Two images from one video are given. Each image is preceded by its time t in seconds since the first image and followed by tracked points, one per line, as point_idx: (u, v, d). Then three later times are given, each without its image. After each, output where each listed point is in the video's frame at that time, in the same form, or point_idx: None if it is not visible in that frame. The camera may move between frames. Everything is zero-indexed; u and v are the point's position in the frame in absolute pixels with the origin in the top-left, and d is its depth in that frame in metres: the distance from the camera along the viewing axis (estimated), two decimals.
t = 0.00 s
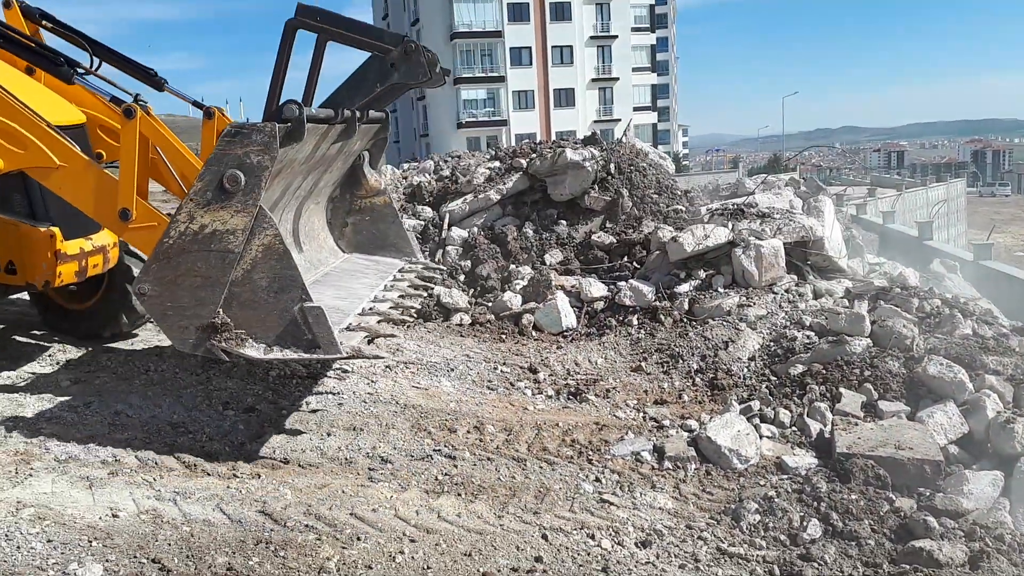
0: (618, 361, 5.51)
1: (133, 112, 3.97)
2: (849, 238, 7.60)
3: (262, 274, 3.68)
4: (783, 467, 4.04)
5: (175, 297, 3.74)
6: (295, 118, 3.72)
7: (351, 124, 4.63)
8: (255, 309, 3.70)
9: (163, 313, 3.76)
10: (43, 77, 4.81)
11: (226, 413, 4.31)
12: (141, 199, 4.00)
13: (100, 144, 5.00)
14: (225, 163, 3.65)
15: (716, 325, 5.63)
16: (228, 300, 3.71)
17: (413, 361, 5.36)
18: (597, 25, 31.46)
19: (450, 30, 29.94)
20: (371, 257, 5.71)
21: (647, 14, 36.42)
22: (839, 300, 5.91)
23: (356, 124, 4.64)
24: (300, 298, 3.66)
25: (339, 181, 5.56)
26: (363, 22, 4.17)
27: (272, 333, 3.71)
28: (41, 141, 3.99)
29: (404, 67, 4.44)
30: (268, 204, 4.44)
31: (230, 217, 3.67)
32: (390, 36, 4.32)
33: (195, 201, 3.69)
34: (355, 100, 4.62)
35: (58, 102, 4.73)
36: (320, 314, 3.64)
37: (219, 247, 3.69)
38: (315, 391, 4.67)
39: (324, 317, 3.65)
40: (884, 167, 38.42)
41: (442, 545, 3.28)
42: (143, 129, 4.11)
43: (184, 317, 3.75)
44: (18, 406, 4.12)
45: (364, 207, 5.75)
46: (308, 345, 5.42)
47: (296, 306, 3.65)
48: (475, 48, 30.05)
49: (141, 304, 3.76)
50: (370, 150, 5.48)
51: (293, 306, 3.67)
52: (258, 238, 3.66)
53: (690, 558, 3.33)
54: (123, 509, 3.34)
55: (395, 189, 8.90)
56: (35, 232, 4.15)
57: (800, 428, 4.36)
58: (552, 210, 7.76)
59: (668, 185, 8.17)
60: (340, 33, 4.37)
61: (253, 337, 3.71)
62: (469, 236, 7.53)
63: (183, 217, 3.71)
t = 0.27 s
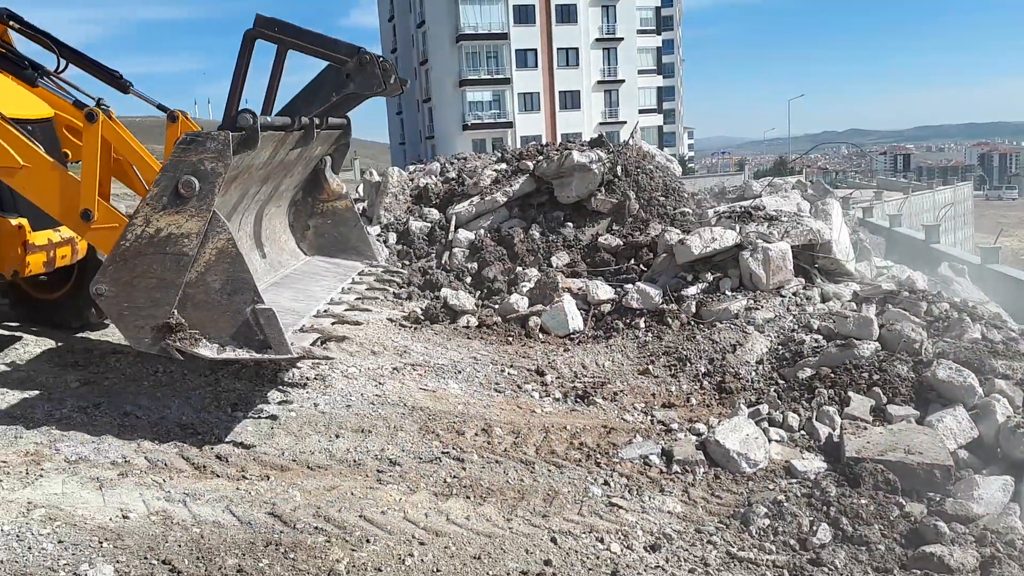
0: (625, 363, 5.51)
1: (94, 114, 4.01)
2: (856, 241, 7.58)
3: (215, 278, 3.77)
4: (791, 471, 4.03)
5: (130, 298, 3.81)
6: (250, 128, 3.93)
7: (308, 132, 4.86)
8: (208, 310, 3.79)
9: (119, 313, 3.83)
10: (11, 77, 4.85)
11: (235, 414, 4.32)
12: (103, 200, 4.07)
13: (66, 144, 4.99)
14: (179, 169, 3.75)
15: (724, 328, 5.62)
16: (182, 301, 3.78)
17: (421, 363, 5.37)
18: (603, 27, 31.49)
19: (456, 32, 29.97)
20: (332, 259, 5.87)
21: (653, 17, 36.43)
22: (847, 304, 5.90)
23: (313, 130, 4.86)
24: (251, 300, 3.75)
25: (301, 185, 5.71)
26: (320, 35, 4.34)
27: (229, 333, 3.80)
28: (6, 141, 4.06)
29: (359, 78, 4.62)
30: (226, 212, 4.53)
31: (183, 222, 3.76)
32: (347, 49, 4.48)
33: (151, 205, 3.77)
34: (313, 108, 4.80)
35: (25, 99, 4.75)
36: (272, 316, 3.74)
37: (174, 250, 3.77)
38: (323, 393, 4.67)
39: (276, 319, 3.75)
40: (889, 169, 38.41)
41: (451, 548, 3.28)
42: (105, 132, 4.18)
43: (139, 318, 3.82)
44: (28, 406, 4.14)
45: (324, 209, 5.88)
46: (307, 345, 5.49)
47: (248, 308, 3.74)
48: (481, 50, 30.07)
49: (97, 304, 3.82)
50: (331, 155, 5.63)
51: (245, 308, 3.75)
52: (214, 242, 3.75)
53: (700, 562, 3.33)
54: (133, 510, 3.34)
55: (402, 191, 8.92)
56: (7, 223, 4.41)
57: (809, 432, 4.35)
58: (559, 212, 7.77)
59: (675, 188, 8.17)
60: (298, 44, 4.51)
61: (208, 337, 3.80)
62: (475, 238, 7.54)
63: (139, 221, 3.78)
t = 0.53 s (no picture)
0: (639, 367, 5.50)
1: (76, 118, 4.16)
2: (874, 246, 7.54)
3: (187, 275, 3.89)
4: (807, 477, 4.01)
5: (105, 294, 3.93)
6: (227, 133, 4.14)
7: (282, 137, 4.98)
8: (180, 307, 3.90)
9: (94, 307, 3.95)
10: None
11: (252, 413, 4.34)
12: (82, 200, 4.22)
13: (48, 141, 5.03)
14: (155, 171, 3.86)
15: (738, 332, 5.60)
16: (155, 297, 3.90)
17: (436, 364, 5.39)
18: (617, 29, 31.46)
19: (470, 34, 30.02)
20: (303, 262, 5.88)
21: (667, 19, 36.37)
22: (863, 309, 5.87)
23: (286, 136, 5.03)
24: (221, 297, 3.86)
25: (275, 190, 5.73)
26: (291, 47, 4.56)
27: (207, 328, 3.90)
28: None
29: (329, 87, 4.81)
30: (199, 213, 4.70)
31: (158, 222, 3.87)
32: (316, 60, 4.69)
33: (125, 205, 3.88)
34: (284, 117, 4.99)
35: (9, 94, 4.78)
36: (241, 314, 3.84)
37: (147, 248, 3.88)
38: (338, 393, 4.69)
39: (244, 316, 3.84)
40: (904, 173, 38.14)
41: (466, 549, 3.29)
42: (86, 135, 4.32)
43: (113, 312, 3.94)
44: (47, 404, 4.17)
45: (298, 213, 5.89)
46: (321, 344, 5.54)
47: (218, 305, 3.86)
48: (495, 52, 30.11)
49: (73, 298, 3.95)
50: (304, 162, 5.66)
51: (214, 305, 3.87)
52: (189, 242, 3.86)
53: (715, 566, 3.32)
54: (151, 507, 3.37)
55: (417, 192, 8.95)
56: None
57: (824, 438, 4.34)
58: (573, 214, 7.78)
59: (690, 191, 8.15)
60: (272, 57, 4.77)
61: (182, 333, 3.92)
62: (489, 240, 7.55)
63: (115, 220, 3.88)
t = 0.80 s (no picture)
0: (653, 371, 5.48)
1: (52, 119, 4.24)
2: (890, 252, 7.49)
3: (155, 272, 3.96)
4: (822, 483, 3.99)
5: (76, 289, 3.97)
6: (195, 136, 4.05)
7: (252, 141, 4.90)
8: (148, 304, 3.98)
9: (63, 303, 3.99)
10: None
11: (266, 414, 4.35)
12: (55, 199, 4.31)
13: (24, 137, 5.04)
14: (125, 173, 3.93)
15: (753, 337, 5.58)
16: (124, 295, 3.97)
17: (450, 366, 5.39)
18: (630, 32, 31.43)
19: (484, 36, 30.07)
20: (274, 262, 5.86)
21: (681, 22, 36.29)
22: (879, 315, 5.83)
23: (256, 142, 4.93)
24: (187, 295, 3.96)
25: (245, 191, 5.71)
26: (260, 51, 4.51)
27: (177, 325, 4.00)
28: None
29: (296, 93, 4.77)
30: (169, 215, 4.68)
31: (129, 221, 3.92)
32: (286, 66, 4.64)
33: (96, 205, 3.93)
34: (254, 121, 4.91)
35: None
36: (205, 311, 3.94)
37: (115, 247, 3.93)
38: (352, 395, 4.71)
39: (208, 312, 3.94)
40: (917, 178, 37.90)
41: (481, 552, 3.29)
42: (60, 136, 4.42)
43: (82, 308, 3.99)
44: (65, 403, 4.20)
45: (268, 214, 5.86)
46: (336, 346, 5.56)
47: (184, 303, 3.96)
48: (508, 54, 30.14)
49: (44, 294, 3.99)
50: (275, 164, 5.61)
51: (181, 303, 3.97)
52: (155, 242, 3.93)
53: (730, 573, 3.30)
54: (168, 507, 3.38)
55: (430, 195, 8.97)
56: None
57: (840, 445, 4.31)
58: (587, 218, 7.78)
59: (705, 195, 8.13)
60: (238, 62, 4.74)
61: (148, 328, 4.00)
62: (502, 242, 7.55)
63: (84, 220, 3.93)
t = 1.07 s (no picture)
0: (662, 371, 5.49)
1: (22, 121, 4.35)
2: (900, 252, 7.48)
3: (123, 271, 4.02)
4: (832, 483, 3.99)
5: (46, 287, 4.01)
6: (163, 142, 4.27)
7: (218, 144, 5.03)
8: (115, 303, 4.03)
9: (34, 301, 4.03)
10: None
11: (277, 411, 4.38)
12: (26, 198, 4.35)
13: None
14: (94, 175, 3.99)
15: (763, 337, 5.58)
16: (93, 293, 4.01)
17: (461, 365, 5.42)
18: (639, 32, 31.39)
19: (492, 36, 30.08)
20: (241, 259, 5.97)
21: (690, 22, 36.22)
22: (889, 315, 5.82)
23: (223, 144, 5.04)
24: (154, 293, 4.02)
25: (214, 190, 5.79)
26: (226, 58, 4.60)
27: (146, 322, 4.05)
28: None
29: (262, 99, 4.85)
30: (138, 217, 4.80)
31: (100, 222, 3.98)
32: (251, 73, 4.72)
33: (66, 207, 3.97)
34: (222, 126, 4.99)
35: None
36: (172, 309, 4.00)
37: (85, 247, 3.99)
38: (362, 392, 4.73)
39: (174, 310, 4.01)
40: (927, 178, 37.73)
41: (491, 549, 3.30)
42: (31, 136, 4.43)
43: (52, 306, 4.03)
44: (78, 399, 4.24)
45: (236, 213, 5.96)
46: (347, 344, 5.59)
47: (151, 301, 4.02)
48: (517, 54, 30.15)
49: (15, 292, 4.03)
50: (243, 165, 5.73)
51: (148, 302, 4.03)
52: (125, 242, 3.99)
53: (740, 572, 3.31)
54: (181, 503, 3.41)
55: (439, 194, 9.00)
56: None
57: (850, 445, 4.31)
58: (596, 218, 7.80)
59: (714, 195, 8.14)
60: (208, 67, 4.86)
61: (116, 325, 4.05)
62: (511, 242, 7.56)
63: (56, 220, 3.98)
